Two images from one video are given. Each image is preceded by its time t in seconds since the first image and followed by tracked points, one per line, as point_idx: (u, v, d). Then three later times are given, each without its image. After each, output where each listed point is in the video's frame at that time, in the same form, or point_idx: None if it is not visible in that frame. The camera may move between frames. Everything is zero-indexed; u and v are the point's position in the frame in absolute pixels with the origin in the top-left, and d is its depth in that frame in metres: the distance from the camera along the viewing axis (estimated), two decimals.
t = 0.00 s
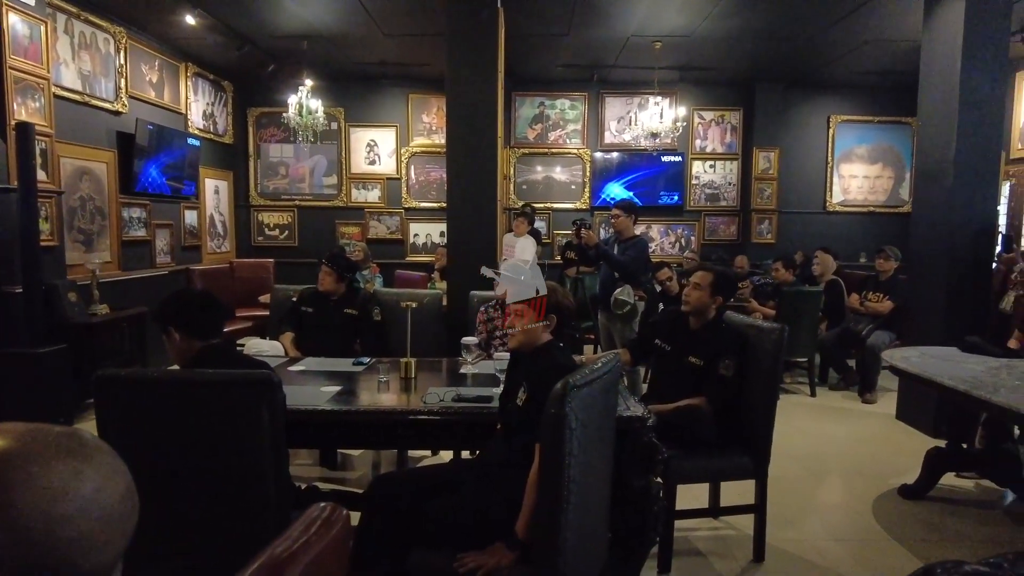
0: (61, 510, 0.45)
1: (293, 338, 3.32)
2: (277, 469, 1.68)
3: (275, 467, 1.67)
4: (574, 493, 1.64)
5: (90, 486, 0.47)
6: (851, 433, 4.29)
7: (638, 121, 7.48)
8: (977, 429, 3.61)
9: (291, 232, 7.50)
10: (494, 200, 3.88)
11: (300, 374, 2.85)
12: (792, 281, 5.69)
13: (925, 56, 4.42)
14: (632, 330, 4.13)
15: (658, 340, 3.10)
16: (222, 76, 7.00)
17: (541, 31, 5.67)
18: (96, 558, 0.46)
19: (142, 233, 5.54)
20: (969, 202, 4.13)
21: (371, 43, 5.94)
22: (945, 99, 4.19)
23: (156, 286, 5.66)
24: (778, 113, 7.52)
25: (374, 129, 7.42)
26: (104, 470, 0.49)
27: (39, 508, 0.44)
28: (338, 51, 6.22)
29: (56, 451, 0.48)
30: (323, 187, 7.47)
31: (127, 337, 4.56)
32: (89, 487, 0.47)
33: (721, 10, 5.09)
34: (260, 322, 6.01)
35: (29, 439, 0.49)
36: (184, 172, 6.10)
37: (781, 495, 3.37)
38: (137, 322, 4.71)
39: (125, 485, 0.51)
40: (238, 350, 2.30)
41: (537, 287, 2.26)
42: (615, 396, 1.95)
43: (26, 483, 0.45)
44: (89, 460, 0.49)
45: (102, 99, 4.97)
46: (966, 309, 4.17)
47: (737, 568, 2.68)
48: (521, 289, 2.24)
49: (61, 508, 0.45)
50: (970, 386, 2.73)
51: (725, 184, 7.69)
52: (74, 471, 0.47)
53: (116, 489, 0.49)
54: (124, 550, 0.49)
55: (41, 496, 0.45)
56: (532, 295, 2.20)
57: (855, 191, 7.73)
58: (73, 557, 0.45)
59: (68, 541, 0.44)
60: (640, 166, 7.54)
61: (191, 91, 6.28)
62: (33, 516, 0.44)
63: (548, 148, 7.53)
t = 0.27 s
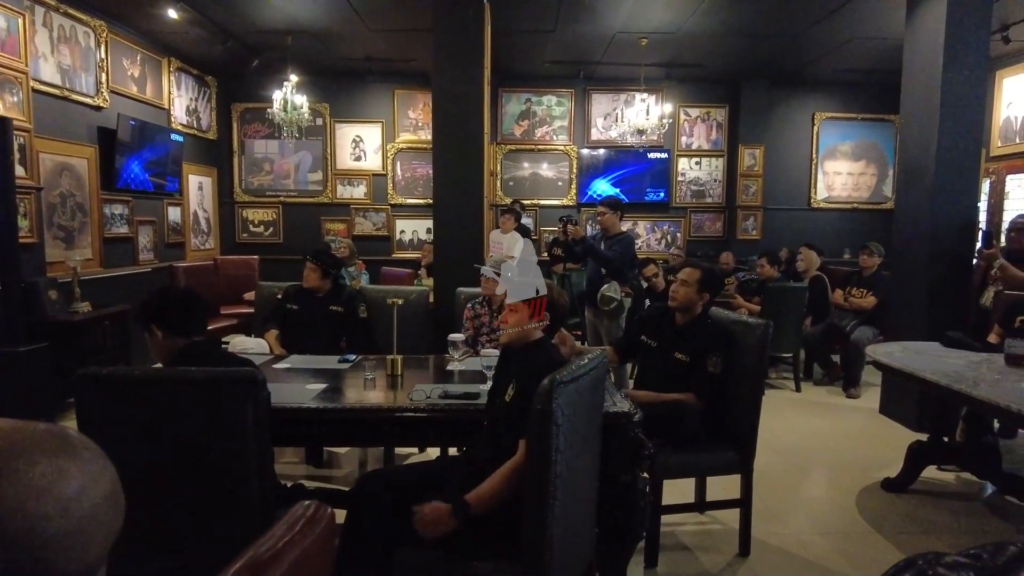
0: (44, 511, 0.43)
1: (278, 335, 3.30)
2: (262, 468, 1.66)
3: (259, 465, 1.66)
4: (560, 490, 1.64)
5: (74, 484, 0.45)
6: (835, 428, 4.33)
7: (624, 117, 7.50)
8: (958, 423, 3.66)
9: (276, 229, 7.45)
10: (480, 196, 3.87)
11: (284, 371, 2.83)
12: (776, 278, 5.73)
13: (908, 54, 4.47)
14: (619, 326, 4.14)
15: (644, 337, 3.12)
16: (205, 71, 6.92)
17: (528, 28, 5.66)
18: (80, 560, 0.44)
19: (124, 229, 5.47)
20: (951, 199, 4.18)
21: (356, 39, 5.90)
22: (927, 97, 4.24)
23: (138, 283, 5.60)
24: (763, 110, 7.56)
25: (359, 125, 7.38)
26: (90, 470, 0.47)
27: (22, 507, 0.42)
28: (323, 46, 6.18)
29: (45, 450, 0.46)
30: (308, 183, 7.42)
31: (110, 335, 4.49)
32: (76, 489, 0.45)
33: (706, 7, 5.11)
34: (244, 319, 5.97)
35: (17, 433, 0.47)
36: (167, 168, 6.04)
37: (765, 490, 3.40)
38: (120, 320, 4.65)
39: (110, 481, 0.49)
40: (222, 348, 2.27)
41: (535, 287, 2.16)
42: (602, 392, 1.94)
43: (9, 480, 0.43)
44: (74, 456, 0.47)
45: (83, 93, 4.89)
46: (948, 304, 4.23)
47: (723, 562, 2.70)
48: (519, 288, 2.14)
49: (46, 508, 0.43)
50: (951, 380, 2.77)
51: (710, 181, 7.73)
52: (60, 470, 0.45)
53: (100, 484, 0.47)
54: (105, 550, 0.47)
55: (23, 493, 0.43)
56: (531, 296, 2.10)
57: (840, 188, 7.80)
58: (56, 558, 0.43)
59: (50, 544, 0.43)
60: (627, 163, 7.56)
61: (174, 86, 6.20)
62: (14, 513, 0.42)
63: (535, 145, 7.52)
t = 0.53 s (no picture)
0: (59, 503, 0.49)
1: (266, 333, 3.30)
2: (248, 466, 1.65)
3: (245, 462, 1.65)
4: (549, 486, 1.64)
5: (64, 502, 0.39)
6: (821, 423, 4.37)
7: (613, 114, 7.51)
8: (942, 417, 3.71)
9: (263, 225, 7.40)
10: (468, 193, 3.87)
11: (271, 369, 2.81)
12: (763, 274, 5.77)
13: (894, 52, 4.50)
14: (608, 323, 4.14)
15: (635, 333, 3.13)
16: (191, 66, 6.85)
17: (516, 23, 5.64)
18: None
19: (109, 226, 5.42)
20: (936, 196, 4.21)
21: (344, 34, 5.87)
22: (912, 94, 4.27)
23: (124, 280, 5.56)
24: (751, 107, 7.59)
25: (347, 121, 7.34)
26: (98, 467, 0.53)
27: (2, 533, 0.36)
28: (311, 41, 6.14)
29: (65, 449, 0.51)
30: (296, 180, 7.38)
31: (94, 333, 4.46)
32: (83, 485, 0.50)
33: (693, 4, 5.12)
34: (232, 316, 5.94)
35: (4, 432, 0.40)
36: (153, 165, 5.98)
37: (752, 485, 3.43)
38: (105, 318, 4.61)
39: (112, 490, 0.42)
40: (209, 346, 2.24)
41: (535, 285, 2.12)
42: (590, 388, 1.94)
43: None
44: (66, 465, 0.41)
45: (66, 88, 4.83)
46: (933, 300, 4.27)
47: (711, 557, 2.72)
48: (518, 287, 2.09)
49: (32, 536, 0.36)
50: (935, 375, 2.80)
51: (698, 178, 7.76)
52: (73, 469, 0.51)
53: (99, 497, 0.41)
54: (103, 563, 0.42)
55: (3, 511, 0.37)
56: (531, 296, 2.06)
57: (826, 185, 7.85)
58: None
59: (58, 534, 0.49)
60: (616, 159, 7.57)
61: (159, 81, 6.14)
62: (32, 497, 0.48)
63: (524, 141, 7.52)
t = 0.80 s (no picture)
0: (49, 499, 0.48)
1: (255, 331, 3.28)
2: (238, 466, 1.64)
3: (235, 461, 1.63)
4: (540, 483, 1.64)
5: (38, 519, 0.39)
6: (811, 418, 4.40)
7: (604, 111, 7.51)
8: (930, 413, 3.75)
9: (253, 223, 7.36)
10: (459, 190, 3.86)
11: (261, 367, 2.80)
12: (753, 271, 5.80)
13: (882, 50, 4.53)
14: (599, 320, 4.15)
15: (634, 329, 3.07)
16: (179, 62, 6.80)
17: (507, 20, 5.63)
18: None
19: (96, 224, 5.37)
20: (924, 193, 4.25)
21: (333, 30, 5.85)
22: (900, 92, 4.30)
23: (112, 278, 5.52)
24: (741, 104, 7.62)
25: (337, 118, 7.31)
26: (94, 459, 0.51)
27: None
28: (300, 37, 6.10)
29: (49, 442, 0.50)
30: (285, 176, 7.34)
31: (82, 332, 4.42)
32: (76, 477, 0.49)
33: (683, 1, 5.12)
34: (222, 314, 5.92)
35: None
36: (141, 162, 5.94)
37: (742, 480, 3.45)
38: (93, 316, 4.57)
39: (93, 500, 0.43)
40: (197, 345, 2.22)
41: (535, 283, 2.06)
42: (581, 385, 1.94)
43: None
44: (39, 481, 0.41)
45: (51, 84, 4.78)
46: (920, 297, 4.31)
47: (702, 552, 2.74)
48: (518, 285, 2.02)
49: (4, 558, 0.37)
50: (923, 371, 2.82)
51: (689, 175, 7.78)
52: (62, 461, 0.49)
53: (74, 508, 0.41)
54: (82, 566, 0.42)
55: None
56: (531, 296, 2.00)
57: (816, 182, 7.90)
58: None
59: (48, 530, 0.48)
60: (606, 157, 7.58)
61: (147, 77, 6.09)
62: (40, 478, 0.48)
63: (515, 138, 7.51)
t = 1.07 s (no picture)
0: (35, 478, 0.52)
1: (247, 329, 3.27)
2: (228, 465, 1.63)
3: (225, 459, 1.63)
4: (532, 481, 1.64)
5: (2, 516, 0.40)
6: (802, 415, 4.42)
7: (597, 108, 7.51)
8: (920, 409, 3.77)
9: (244, 220, 7.32)
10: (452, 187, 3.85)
11: (252, 365, 2.79)
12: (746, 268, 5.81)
13: (874, 48, 4.55)
14: (592, 317, 4.16)
15: (631, 327, 3.03)
16: (169, 58, 6.75)
17: (499, 17, 5.62)
18: None
19: (86, 221, 5.33)
20: (915, 190, 4.27)
21: (325, 27, 5.82)
22: (891, 90, 4.32)
23: (102, 276, 5.48)
24: (733, 102, 7.64)
25: (329, 115, 7.28)
26: (78, 446, 0.56)
27: None
28: (292, 34, 6.07)
29: (36, 430, 0.54)
30: (277, 174, 7.31)
31: (72, 330, 4.39)
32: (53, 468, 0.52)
33: None
34: (213, 312, 5.89)
35: None
36: (131, 159, 5.90)
37: (734, 477, 3.46)
38: (82, 315, 4.54)
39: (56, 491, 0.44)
40: (188, 343, 2.20)
41: (535, 284, 2.06)
42: (573, 382, 1.94)
43: None
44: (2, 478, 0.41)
45: (39, 80, 4.74)
46: (911, 294, 4.33)
47: (694, 549, 2.74)
48: (518, 284, 2.02)
49: None
50: (914, 368, 2.84)
51: (681, 172, 7.80)
52: (47, 445, 0.54)
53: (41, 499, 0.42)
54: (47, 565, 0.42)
55: None
56: (530, 296, 2.03)
57: (808, 179, 7.93)
58: None
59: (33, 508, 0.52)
60: (599, 154, 7.58)
61: (137, 74, 6.04)
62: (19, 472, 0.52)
63: (508, 136, 7.50)
